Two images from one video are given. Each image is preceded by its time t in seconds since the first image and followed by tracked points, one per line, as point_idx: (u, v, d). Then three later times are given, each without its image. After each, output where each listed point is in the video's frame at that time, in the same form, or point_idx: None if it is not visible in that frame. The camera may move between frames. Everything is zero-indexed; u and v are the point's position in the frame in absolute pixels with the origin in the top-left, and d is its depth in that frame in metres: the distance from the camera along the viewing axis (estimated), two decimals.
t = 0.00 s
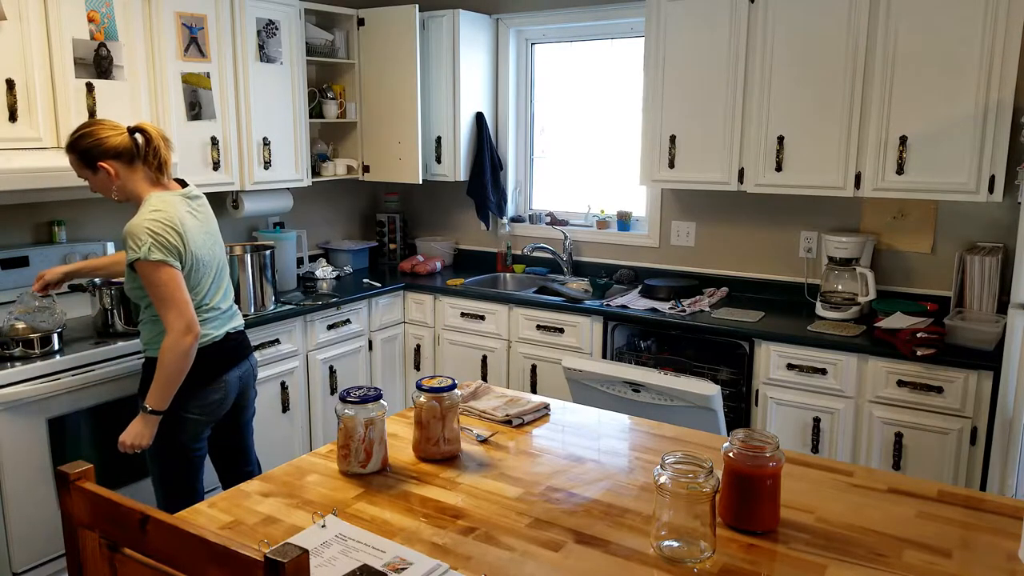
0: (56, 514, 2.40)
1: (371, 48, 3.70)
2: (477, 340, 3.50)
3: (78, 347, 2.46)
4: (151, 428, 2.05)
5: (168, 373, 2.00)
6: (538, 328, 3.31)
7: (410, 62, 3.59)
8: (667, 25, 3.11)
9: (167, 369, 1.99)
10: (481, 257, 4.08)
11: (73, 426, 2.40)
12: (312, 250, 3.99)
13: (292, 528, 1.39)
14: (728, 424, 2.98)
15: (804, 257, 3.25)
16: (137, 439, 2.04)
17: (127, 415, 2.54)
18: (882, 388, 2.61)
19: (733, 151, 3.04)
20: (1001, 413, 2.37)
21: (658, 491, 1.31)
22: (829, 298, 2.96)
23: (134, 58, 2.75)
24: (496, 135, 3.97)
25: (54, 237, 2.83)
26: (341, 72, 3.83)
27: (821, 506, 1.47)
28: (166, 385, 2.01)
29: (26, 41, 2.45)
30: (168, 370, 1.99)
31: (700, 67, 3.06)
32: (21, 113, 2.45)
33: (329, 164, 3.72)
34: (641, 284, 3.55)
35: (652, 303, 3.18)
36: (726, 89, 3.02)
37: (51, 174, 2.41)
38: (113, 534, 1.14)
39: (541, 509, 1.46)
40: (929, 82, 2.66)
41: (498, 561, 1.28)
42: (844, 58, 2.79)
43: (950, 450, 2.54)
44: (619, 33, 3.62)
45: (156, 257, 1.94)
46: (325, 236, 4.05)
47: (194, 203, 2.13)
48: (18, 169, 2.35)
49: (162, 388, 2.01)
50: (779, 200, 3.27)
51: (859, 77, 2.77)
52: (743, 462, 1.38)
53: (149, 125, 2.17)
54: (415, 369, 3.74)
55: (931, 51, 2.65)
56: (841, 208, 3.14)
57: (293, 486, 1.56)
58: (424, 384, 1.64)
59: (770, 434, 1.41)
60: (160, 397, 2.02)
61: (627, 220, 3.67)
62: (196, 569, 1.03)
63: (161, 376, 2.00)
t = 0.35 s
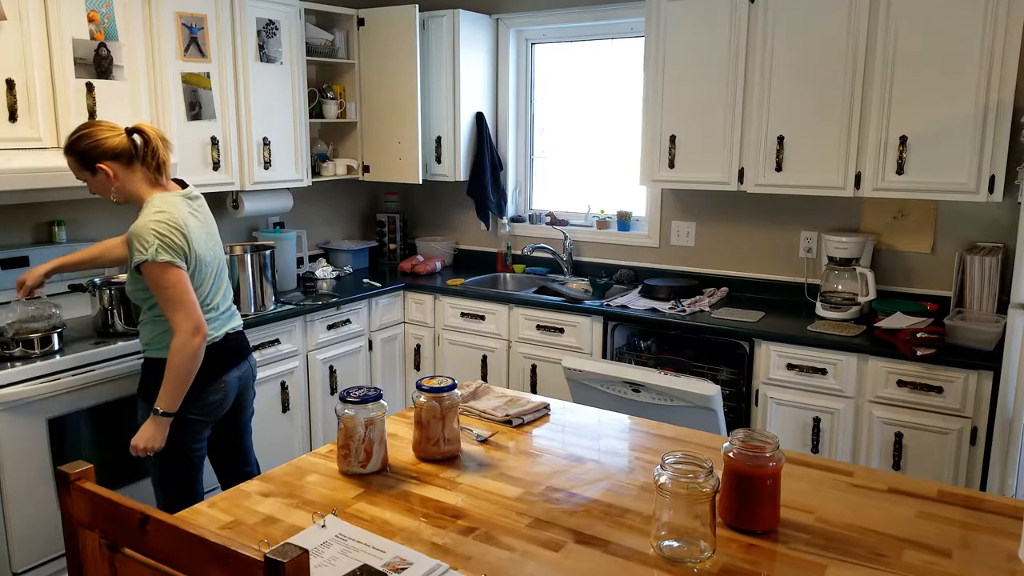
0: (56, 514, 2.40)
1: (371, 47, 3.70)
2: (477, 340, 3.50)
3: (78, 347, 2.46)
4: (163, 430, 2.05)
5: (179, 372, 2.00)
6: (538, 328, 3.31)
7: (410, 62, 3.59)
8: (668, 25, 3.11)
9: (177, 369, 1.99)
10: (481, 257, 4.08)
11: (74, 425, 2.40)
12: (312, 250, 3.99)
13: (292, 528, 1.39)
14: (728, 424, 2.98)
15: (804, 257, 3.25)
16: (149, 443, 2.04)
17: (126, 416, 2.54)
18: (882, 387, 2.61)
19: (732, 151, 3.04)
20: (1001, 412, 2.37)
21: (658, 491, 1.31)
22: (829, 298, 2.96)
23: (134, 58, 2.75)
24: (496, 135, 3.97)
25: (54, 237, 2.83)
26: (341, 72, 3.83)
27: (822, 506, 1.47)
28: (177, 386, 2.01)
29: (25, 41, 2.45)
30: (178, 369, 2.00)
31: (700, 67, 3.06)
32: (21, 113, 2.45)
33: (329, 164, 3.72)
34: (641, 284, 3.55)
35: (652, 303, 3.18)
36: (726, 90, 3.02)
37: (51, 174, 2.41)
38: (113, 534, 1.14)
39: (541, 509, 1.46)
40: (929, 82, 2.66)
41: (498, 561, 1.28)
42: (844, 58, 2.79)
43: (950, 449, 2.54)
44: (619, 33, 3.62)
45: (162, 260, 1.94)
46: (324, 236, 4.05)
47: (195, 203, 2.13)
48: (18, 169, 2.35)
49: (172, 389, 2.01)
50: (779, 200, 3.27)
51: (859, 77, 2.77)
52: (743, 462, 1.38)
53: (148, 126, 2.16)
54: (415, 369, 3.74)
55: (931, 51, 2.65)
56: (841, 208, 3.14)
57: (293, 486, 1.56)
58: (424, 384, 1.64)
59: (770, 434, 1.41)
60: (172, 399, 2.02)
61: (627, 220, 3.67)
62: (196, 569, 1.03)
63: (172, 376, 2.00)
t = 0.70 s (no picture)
0: (56, 515, 2.40)
1: (371, 48, 3.70)
2: (477, 340, 3.50)
3: (78, 347, 2.46)
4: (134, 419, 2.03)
5: (166, 366, 1.98)
6: (538, 328, 3.31)
7: (410, 62, 3.59)
8: (667, 25, 3.11)
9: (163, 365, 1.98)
10: (481, 257, 4.08)
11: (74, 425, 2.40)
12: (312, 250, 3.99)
13: (292, 528, 1.39)
14: (728, 424, 2.98)
15: (804, 257, 3.25)
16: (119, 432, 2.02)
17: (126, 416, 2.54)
18: (882, 387, 2.61)
19: (732, 151, 3.04)
20: (1001, 412, 2.37)
21: (658, 491, 1.31)
22: (829, 298, 2.96)
23: (134, 58, 2.75)
24: (496, 135, 3.97)
25: (54, 237, 2.82)
26: (341, 72, 3.83)
27: (822, 506, 1.47)
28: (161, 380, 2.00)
29: (26, 41, 2.44)
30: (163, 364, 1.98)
31: (699, 67, 3.06)
32: (21, 113, 2.45)
33: (329, 164, 3.72)
34: (641, 284, 3.55)
35: (652, 303, 3.18)
36: (726, 90, 3.02)
37: (52, 174, 2.42)
38: (113, 534, 1.14)
39: (541, 509, 1.46)
40: (929, 82, 2.66)
41: (498, 561, 1.28)
42: (844, 58, 2.79)
43: (950, 449, 2.54)
44: (619, 33, 3.62)
45: (158, 260, 1.94)
46: (325, 236, 4.05)
47: (193, 204, 2.13)
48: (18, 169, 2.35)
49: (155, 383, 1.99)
50: (779, 200, 3.27)
51: (859, 77, 2.77)
52: (743, 462, 1.38)
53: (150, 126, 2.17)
54: (415, 369, 3.74)
55: (931, 51, 2.65)
56: (841, 208, 3.14)
57: (293, 486, 1.56)
58: (424, 384, 1.64)
59: (770, 434, 1.41)
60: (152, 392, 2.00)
61: (627, 220, 3.67)
62: (196, 569, 1.03)
63: (156, 370, 1.98)
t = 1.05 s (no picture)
0: (55, 515, 2.40)
1: (371, 47, 3.70)
2: (476, 340, 3.50)
3: (78, 347, 2.46)
4: None
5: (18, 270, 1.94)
6: (537, 328, 3.31)
7: (410, 62, 3.59)
8: (667, 25, 3.11)
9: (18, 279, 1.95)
10: (481, 257, 4.08)
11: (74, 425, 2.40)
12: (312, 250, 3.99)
13: (292, 528, 1.39)
14: (728, 424, 2.98)
15: (804, 257, 3.25)
16: None
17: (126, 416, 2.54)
18: (882, 387, 2.61)
19: (733, 151, 3.04)
20: (1001, 412, 2.37)
21: (658, 491, 1.31)
22: (828, 298, 2.96)
23: (134, 58, 2.75)
24: (496, 135, 3.97)
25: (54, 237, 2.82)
26: (341, 72, 3.83)
27: (822, 506, 1.47)
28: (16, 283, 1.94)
29: (26, 41, 2.44)
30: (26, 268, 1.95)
31: (699, 67, 3.06)
32: (21, 113, 2.45)
33: (329, 164, 3.72)
34: (641, 284, 3.55)
35: (652, 303, 3.18)
36: (725, 90, 3.02)
37: (52, 174, 2.42)
38: (113, 534, 1.14)
39: (541, 509, 1.46)
40: (929, 82, 2.66)
41: (498, 562, 1.28)
42: (844, 58, 2.79)
43: (950, 449, 2.54)
44: (619, 33, 3.62)
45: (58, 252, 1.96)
46: (324, 236, 4.05)
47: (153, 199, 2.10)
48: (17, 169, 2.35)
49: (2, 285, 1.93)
50: (778, 200, 3.27)
51: (859, 77, 2.77)
52: (742, 462, 1.38)
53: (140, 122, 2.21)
54: (415, 369, 3.73)
55: (931, 51, 2.65)
56: (841, 208, 3.14)
57: (293, 486, 1.56)
58: (424, 384, 1.64)
59: (770, 434, 1.41)
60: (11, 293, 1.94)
61: (627, 220, 3.67)
62: (195, 569, 1.03)
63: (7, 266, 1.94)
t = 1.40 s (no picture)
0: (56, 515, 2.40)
1: (371, 48, 3.70)
2: (477, 340, 3.50)
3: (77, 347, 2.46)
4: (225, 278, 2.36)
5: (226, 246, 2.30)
6: (537, 328, 3.31)
7: (410, 62, 3.59)
8: (668, 25, 3.11)
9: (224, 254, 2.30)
10: (481, 257, 4.08)
11: (73, 425, 2.40)
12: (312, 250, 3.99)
13: (292, 528, 1.39)
14: (728, 424, 2.98)
15: (804, 257, 3.25)
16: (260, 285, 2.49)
17: (125, 416, 2.54)
18: (882, 387, 2.61)
19: (732, 151, 3.04)
20: (1001, 412, 2.37)
21: (658, 491, 1.31)
22: (829, 298, 2.96)
23: (134, 58, 2.75)
24: (496, 135, 3.97)
25: (54, 237, 2.83)
26: (341, 72, 3.83)
27: (822, 506, 1.47)
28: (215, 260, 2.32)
29: (26, 42, 2.44)
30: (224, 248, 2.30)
31: (699, 67, 3.06)
32: (21, 113, 2.45)
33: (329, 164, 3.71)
34: (641, 284, 3.55)
35: (652, 303, 3.18)
36: (725, 90, 3.02)
37: (51, 174, 2.42)
38: (113, 533, 1.14)
39: (541, 509, 1.46)
40: (928, 82, 2.67)
41: (498, 562, 1.28)
42: (844, 58, 2.79)
43: (950, 449, 2.54)
44: (619, 33, 3.62)
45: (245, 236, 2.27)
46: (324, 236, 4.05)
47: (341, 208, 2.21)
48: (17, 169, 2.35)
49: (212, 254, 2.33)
50: (778, 200, 3.28)
51: (858, 76, 2.77)
52: (742, 462, 1.38)
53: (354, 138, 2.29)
54: (415, 369, 3.74)
55: (931, 51, 2.65)
56: (841, 208, 3.14)
57: (293, 486, 1.56)
58: (424, 384, 1.64)
59: (771, 434, 1.41)
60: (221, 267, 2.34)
61: (627, 220, 3.67)
62: (196, 569, 1.03)
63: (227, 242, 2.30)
